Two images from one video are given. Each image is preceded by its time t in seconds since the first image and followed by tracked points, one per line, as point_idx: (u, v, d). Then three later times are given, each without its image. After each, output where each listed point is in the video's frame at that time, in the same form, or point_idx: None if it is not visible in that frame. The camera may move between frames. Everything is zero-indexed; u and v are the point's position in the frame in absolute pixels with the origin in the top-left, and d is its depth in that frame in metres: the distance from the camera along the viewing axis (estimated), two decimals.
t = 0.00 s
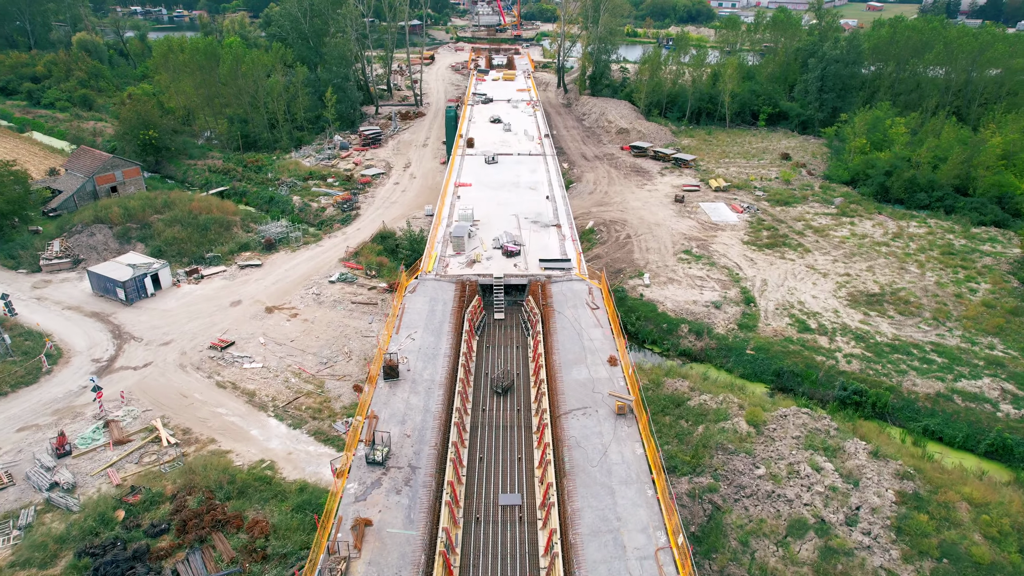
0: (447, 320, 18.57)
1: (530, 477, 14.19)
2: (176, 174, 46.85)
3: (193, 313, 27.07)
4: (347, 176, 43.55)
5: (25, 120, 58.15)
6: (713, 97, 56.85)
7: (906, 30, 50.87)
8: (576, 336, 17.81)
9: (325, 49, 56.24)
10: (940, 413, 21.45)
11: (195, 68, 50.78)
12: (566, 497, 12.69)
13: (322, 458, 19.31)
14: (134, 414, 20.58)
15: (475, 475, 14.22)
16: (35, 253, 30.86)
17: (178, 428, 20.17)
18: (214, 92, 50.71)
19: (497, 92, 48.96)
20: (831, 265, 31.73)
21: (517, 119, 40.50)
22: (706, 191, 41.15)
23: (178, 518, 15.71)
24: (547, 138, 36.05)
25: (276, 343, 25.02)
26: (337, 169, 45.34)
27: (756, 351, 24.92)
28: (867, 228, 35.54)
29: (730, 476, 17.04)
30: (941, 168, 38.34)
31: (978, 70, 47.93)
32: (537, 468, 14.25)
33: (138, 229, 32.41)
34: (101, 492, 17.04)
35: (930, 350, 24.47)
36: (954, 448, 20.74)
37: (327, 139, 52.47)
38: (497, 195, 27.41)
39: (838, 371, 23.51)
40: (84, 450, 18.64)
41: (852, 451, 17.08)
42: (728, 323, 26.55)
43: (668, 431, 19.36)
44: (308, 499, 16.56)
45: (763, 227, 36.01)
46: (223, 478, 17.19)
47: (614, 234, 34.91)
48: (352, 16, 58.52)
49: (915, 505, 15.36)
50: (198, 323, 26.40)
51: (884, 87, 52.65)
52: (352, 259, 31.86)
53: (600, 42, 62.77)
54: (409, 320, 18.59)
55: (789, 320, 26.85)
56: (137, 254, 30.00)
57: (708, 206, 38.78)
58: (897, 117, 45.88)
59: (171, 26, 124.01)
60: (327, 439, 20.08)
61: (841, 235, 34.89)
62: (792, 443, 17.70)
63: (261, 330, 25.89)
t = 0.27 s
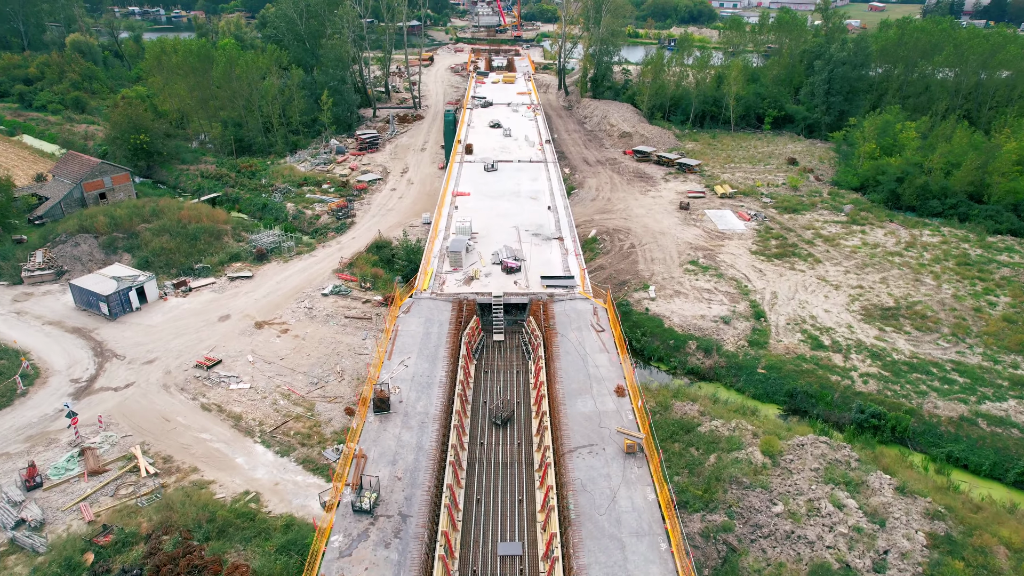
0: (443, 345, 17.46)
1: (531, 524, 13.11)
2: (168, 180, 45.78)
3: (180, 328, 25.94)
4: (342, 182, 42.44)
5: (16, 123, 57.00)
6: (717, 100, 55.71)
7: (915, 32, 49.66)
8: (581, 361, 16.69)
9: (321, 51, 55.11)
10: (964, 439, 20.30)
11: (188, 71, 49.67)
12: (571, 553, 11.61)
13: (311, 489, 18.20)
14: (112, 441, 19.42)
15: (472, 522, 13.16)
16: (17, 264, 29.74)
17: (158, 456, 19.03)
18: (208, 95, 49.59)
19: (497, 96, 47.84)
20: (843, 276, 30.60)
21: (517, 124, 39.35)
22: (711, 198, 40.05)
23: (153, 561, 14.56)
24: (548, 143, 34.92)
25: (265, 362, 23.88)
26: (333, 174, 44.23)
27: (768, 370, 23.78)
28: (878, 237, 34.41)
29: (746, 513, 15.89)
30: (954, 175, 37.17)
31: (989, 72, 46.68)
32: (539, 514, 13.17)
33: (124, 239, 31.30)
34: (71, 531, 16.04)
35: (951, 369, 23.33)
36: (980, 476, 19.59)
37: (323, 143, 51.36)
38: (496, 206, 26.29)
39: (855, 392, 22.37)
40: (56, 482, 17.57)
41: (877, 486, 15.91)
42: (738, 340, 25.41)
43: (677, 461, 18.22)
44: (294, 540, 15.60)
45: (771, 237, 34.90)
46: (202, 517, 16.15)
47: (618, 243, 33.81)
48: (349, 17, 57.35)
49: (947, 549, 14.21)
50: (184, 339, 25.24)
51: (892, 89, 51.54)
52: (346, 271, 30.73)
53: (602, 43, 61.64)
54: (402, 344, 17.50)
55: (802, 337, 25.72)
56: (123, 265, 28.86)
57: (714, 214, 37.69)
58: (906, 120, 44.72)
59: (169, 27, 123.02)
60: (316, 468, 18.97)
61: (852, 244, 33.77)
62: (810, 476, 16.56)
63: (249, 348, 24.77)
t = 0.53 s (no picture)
0: (439, 370, 16.41)
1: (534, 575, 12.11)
2: (160, 185, 44.76)
3: (167, 343, 24.86)
4: (338, 188, 41.44)
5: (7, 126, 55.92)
6: (721, 103, 54.69)
7: (923, 33, 48.48)
8: (585, 390, 15.63)
9: (318, 53, 54.11)
10: (989, 465, 19.24)
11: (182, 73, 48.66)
12: None
13: (299, 522, 17.17)
14: (90, 469, 18.38)
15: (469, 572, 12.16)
16: None
17: (138, 486, 17.99)
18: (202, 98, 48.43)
19: (497, 99, 46.82)
20: (855, 287, 29.57)
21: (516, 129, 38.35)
22: (717, 204, 39.03)
23: None
24: (549, 149, 33.91)
25: (254, 381, 22.85)
26: (329, 180, 43.22)
27: (779, 390, 22.74)
28: (890, 246, 33.39)
29: (762, 554, 14.83)
30: (967, 181, 36.05)
31: (999, 74, 45.54)
32: (542, 563, 12.17)
33: (111, 249, 30.27)
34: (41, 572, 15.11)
35: (971, 388, 22.29)
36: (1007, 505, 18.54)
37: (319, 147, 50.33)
38: (495, 216, 25.27)
39: (871, 413, 21.33)
40: (27, 515, 16.62)
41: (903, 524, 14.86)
42: (747, 356, 24.38)
43: (688, 491, 17.18)
44: None
45: (779, 246, 33.85)
46: (180, 558, 15.31)
47: (621, 253, 32.80)
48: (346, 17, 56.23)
49: None
50: (170, 356, 24.17)
51: (900, 92, 50.53)
52: (341, 282, 29.72)
53: (603, 45, 60.58)
54: (395, 369, 16.45)
55: (814, 353, 24.66)
56: (108, 277, 27.79)
57: (720, 221, 36.68)
58: (915, 125, 43.66)
59: (166, 27, 121.91)
60: (305, 498, 17.94)
61: (863, 254, 32.73)
62: (830, 511, 15.53)
63: (238, 365, 23.74)
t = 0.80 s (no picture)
0: (433, 403, 15.25)
1: None
2: (151, 192, 43.62)
3: (150, 362, 23.66)
4: (334, 195, 40.31)
5: None
6: (726, 106, 53.55)
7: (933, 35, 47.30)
8: (591, 425, 14.49)
9: (314, 55, 52.96)
10: (1020, 498, 18.07)
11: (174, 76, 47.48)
12: None
13: (284, 563, 16.02)
14: (61, 504, 17.24)
15: None
16: None
17: (112, 522, 16.85)
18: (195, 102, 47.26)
19: (497, 103, 45.67)
20: (869, 301, 28.43)
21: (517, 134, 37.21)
22: (723, 212, 37.90)
23: None
24: (551, 156, 32.77)
25: (241, 404, 21.69)
26: (324, 186, 42.12)
27: (794, 413, 21.58)
28: (903, 256, 32.25)
29: None
30: (982, 189, 34.88)
31: (1012, 77, 44.34)
32: None
33: (95, 261, 29.11)
34: None
35: (996, 412, 21.16)
36: None
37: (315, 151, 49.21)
38: (495, 229, 24.12)
39: (892, 439, 20.16)
40: None
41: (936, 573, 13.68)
42: (759, 377, 23.23)
43: (701, 530, 16.02)
44: None
45: (789, 256, 32.71)
46: None
47: (625, 264, 31.66)
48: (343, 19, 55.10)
49: None
50: (153, 375, 22.98)
51: (909, 95, 49.44)
52: (334, 295, 28.58)
53: (605, 47, 59.46)
54: (386, 401, 15.27)
55: (829, 372, 23.50)
56: (91, 290, 26.60)
57: (727, 230, 35.55)
58: (927, 129, 42.51)
59: (163, 28, 120.59)
60: (291, 536, 16.79)
61: (875, 265, 31.59)
62: (856, 556, 14.39)
63: (225, 386, 22.57)
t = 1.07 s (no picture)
0: (428, 437, 14.23)
1: None
2: (142, 198, 42.59)
3: (133, 380, 22.61)
4: (329, 201, 39.27)
5: None
6: (730, 109, 52.48)
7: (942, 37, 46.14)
8: (597, 463, 13.47)
9: (310, 57, 51.95)
10: None
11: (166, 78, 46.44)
12: None
13: None
14: (33, 540, 16.26)
15: None
16: None
17: (86, 561, 15.84)
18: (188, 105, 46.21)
19: (496, 106, 44.62)
20: (883, 313, 27.36)
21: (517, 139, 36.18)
22: (729, 219, 36.87)
23: None
24: (552, 163, 31.73)
25: (228, 427, 20.64)
26: (320, 192, 41.10)
27: (808, 437, 20.52)
28: (917, 266, 31.20)
29: None
30: (997, 196, 33.78)
31: None
32: None
33: (80, 272, 28.08)
34: None
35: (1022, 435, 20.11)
36: None
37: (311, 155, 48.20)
38: (494, 241, 23.08)
39: (913, 465, 19.10)
40: None
41: None
42: (771, 397, 22.19)
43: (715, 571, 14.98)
44: None
45: (798, 266, 31.68)
46: None
47: (629, 274, 30.63)
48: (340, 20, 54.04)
49: None
50: (136, 395, 21.89)
51: (918, 98, 48.43)
52: (328, 309, 27.55)
53: (607, 49, 58.42)
54: (377, 435, 14.27)
55: (844, 391, 22.43)
56: (73, 304, 25.54)
57: (734, 239, 34.52)
58: (938, 134, 41.39)
59: (160, 29, 119.47)
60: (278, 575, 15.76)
61: (888, 275, 30.55)
62: None
63: (211, 408, 21.51)
